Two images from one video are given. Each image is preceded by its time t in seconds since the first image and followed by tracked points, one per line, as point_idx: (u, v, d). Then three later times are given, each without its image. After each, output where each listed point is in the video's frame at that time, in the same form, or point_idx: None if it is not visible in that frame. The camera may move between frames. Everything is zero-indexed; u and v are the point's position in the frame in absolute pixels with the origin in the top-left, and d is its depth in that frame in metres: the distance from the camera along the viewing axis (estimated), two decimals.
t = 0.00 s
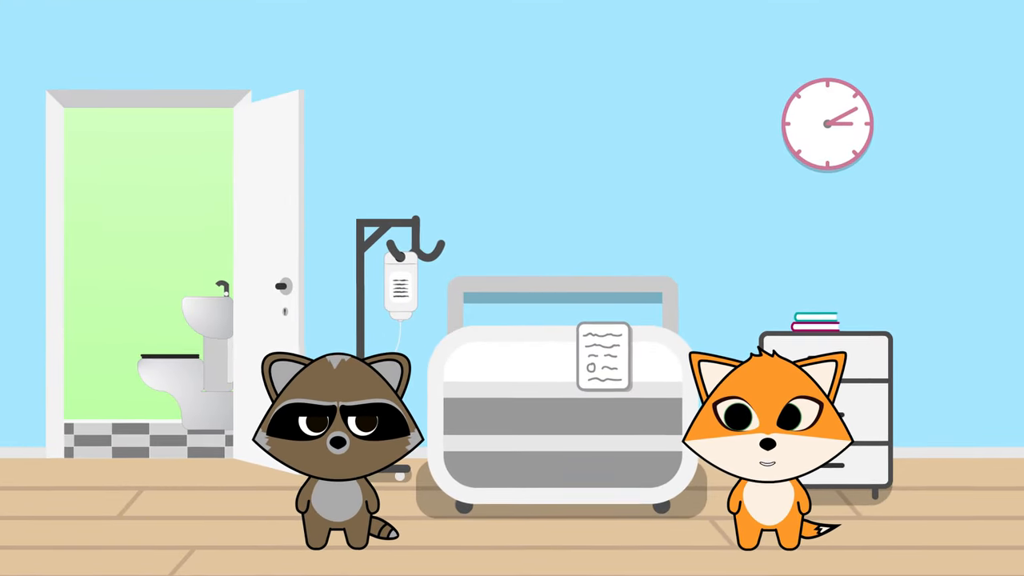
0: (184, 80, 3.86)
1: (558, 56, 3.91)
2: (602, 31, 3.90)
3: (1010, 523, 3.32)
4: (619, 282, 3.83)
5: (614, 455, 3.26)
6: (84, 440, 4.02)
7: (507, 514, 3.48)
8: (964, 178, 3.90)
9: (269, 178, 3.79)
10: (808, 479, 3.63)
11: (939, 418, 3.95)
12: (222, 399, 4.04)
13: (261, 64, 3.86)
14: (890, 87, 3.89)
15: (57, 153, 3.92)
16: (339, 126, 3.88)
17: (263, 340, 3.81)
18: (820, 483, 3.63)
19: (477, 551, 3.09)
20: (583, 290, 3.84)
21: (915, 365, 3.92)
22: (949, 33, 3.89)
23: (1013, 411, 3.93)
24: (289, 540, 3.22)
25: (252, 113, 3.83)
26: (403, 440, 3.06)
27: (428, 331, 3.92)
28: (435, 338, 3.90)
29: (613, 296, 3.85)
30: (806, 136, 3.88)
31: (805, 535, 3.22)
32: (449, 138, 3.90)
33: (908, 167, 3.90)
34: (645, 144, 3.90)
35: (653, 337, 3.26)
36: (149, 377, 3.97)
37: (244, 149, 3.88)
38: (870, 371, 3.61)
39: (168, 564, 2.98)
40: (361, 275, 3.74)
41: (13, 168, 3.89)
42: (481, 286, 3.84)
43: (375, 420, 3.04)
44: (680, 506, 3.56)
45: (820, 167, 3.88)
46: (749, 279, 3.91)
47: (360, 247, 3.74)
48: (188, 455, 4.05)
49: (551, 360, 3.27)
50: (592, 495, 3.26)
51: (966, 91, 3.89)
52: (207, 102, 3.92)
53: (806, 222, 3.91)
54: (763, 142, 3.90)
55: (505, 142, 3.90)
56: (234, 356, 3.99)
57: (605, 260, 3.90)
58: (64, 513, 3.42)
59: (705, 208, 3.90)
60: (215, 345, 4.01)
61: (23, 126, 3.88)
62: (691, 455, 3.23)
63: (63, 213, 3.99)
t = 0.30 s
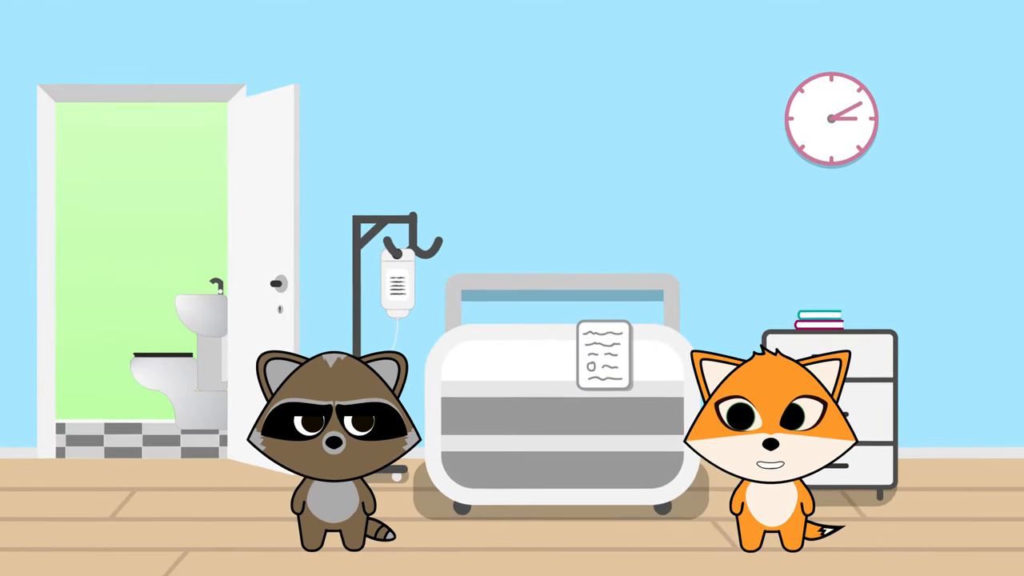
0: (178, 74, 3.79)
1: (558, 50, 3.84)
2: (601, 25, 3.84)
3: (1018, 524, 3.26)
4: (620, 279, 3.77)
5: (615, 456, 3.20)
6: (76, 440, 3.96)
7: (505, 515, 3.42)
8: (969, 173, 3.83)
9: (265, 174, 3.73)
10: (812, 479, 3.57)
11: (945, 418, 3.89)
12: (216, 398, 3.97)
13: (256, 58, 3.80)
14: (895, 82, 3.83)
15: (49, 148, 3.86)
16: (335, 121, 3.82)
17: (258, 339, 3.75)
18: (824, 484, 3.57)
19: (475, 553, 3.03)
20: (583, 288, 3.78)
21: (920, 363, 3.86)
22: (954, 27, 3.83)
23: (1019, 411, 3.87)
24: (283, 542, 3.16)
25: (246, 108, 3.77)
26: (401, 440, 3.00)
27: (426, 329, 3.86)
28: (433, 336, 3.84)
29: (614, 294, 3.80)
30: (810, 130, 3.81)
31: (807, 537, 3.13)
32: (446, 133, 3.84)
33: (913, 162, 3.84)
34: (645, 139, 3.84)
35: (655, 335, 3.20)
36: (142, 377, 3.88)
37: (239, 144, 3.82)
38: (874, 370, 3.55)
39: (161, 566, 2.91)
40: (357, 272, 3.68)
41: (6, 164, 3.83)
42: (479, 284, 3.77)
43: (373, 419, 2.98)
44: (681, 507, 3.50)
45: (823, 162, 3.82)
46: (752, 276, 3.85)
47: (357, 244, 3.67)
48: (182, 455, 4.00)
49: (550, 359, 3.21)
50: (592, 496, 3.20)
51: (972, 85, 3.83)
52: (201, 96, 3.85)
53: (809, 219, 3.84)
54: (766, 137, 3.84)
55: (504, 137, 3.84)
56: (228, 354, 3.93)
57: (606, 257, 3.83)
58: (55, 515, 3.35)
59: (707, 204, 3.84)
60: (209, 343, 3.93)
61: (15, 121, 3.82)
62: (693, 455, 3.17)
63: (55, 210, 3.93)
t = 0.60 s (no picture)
0: (170, 66, 3.72)
1: (557, 42, 3.77)
2: (601, 16, 3.77)
3: None
4: (620, 275, 3.70)
5: (615, 455, 3.13)
6: (66, 439, 3.89)
7: (503, 516, 3.35)
8: (976, 168, 3.76)
9: (258, 168, 3.66)
10: (816, 479, 3.50)
11: (951, 417, 3.82)
12: (209, 397, 3.90)
13: (250, 49, 3.73)
14: (901, 75, 3.76)
15: (38, 142, 3.79)
16: (330, 114, 3.75)
17: (252, 336, 3.68)
18: (828, 484, 3.50)
19: (472, 555, 2.96)
20: (582, 284, 3.71)
21: (926, 361, 3.79)
22: (960, 18, 3.76)
23: None
24: (276, 543, 3.09)
25: (240, 101, 3.70)
26: (397, 440, 2.93)
27: (422, 326, 3.79)
28: (430, 334, 3.77)
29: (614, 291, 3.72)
30: (813, 124, 3.74)
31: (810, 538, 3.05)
32: (443, 125, 3.76)
33: (919, 157, 3.77)
34: (646, 133, 3.77)
35: (655, 332, 3.11)
36: (133, 375, 3.82)
37: (232, 138, 3.75)
38: (879, 368, 3.48)
39: (151, 569, 2.84)
40: (353, 268, 3.61)
41: None
42: (477, 281, 3.70)
43: (368, 418, 2.91)
44: (682, 508, 3.43)
45: (828, 156, 3.75)
46: (755, 273, 3.78)
47: (352, 240, 3.61)
48: (174, 455, 3.92)
49: (549, 357, 3.14)
50: (592, 497, 3.12)
51: (979, 78, 3.76)
52: (194, 89, 3.78)
53: (813, 214, 3.77)
54: (769, 131, 3.76)
55: (502, 131, 3.77)
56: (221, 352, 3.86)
57: (606, 252, 3.76)
58: (45, 516, 3.28)
59: (709, 199, 3.77)
60: (202, 340, 3.86)
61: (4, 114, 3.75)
62: (695, 455, 3.10)
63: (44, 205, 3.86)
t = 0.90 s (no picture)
0: (161, 57, 3.64)
1: (555, 33, 3.70)
2: (601, 7, 3.69)
3: None
4: (621, 271, 3.62)
5: (615, 454, 3.05)
6: (54, 438, 3.80)
7: (501, 517, 3.27)
8: (988, 160, 3.69)
9: (251, 162, 3.58)
10: (821, 479, 3.43)
11: (958, 415, 3.74)
12: (200, 394, 3.83)
13: (242, 40, 3.65)
14: (907, 66, 3.68)
15: (26, 135, 3.71)
16: (324, 107, 3.67)
17: (244, 333, 3.60)
18: (833, 484, 3.42)
19: (468, 556, 2.88)
20: (582, 280, 3.63)
21: (932, 358, 3.72)
22: (967, 8, 3.68)
23: None
24: (268, 544, 3.01)
25: (233, 93, 3.62)
26: (392, 438, 2.86)
27: (418, 323, 3.71)
28: (426, 331, 3.69)
29: (614, 287, 3.65)
30: (817, 116, 3.67)
31: (815, 539, 2.99)
32: (439, 118, 3.69)
33: (925, 150, 3.69)
34: (647, 125, 3.69)
35: (656, 328, 3.05)
36: (123, 373, 3.75)
37: (224, 130, 3.67)
38: (885, 366, 3.40)
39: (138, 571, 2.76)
40: (347, 263, 3.54)
41: None
42: (474, 276, 3.62)
43: (363, 417, 2.84)
44: (684, 508, 3.36)
45: (832, 149, 3.67)
46: (757, 269, 3.70)
47: (346, 234, 3.53)
48: (165, 454, 3.83)
49: (547, 354, 3.06)
50: (591, 497, 3.05)
51: (986, 69, 3.68)
52: (185, 80, 3.70)
53: (817, 209, 3.70)
54: (772, 123, 3.69)
55: (499, 123, 3.70)
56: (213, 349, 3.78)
57: (606, 248, 3.69)
58: (32, 516, 3.20)
59: (711, 193, 3.70)
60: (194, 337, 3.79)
61: None
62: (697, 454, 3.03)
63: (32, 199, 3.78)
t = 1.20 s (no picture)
0: (151, 48, 3.57)
1: (554, 23, 3.62)
2: None
3: None
4: (621, 266, 3.55)
5: (616, 453, 2.98)
6: (42, 437, 3.72)
7: (498, 517, 3.20)
8: (996, 152, 3.61)
9: (244, 154, 3.51)
10: (825, 478, 3.35)
11: (965, 413, 3.67)
12: (191, 391, 3.75)
13: (234, 30, 3.57)
14: (913, 56, 3.61)
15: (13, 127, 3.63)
16: (317, 98, 3.60)
17: (236, 329, 3.53)
18: (837, 483, 3.35)
19: (463, 557, 2.81)
20: (581, 275, 3.55)
21: (939, 355, 3.64)
22: None
23: None
24: (259, 545, 2.93)
25: (225, 84, 3.54)
26: (388, 436, 2.78)
27: (414, 319, 3.64)
28: (421, 327, 3.62)
29: (614, 282, 3.58)
30: (822, 108, 3.59)
31: (818, 539, 2.90)
32: (435, 109, 3.61)
33: (931, 142, 3.62)
34: (647, 117, 3.61)
35: (657, 324, 2.98)
36: (113, 369, 3.67)
37: (216, 122, 3.59)
38: (891, 362, 3.33)
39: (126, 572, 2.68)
40: (342, 258, 3.46)
41: None
42: (471, 271, 3.55)
43: (358, 414, 2.76)
44: (685, 508, 3.28)
45: (837, 141, 3.60)
46: (760, 264, 3.63)
47: (340, 228, 3.46)
48: (155, 453, 3.74)
49: (546, 350, 2.98)
50: (590, 496, 2.98)
51: (994, 59, 3.61)
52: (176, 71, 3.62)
53: (821, 202, 3.62)
54: (776, 115, 3.61)
55: (496, 115, 3.62)
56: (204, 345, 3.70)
57: (607, 242, 3.61)
58: (19, 516, 3.12)
59: (713, 186, 3.62)
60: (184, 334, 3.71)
61: None
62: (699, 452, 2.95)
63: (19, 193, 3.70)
